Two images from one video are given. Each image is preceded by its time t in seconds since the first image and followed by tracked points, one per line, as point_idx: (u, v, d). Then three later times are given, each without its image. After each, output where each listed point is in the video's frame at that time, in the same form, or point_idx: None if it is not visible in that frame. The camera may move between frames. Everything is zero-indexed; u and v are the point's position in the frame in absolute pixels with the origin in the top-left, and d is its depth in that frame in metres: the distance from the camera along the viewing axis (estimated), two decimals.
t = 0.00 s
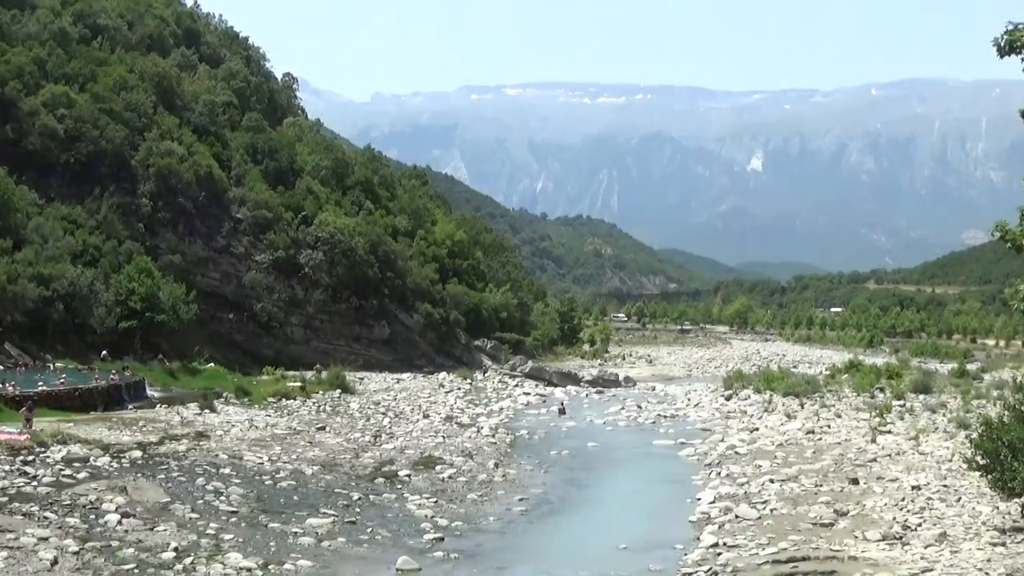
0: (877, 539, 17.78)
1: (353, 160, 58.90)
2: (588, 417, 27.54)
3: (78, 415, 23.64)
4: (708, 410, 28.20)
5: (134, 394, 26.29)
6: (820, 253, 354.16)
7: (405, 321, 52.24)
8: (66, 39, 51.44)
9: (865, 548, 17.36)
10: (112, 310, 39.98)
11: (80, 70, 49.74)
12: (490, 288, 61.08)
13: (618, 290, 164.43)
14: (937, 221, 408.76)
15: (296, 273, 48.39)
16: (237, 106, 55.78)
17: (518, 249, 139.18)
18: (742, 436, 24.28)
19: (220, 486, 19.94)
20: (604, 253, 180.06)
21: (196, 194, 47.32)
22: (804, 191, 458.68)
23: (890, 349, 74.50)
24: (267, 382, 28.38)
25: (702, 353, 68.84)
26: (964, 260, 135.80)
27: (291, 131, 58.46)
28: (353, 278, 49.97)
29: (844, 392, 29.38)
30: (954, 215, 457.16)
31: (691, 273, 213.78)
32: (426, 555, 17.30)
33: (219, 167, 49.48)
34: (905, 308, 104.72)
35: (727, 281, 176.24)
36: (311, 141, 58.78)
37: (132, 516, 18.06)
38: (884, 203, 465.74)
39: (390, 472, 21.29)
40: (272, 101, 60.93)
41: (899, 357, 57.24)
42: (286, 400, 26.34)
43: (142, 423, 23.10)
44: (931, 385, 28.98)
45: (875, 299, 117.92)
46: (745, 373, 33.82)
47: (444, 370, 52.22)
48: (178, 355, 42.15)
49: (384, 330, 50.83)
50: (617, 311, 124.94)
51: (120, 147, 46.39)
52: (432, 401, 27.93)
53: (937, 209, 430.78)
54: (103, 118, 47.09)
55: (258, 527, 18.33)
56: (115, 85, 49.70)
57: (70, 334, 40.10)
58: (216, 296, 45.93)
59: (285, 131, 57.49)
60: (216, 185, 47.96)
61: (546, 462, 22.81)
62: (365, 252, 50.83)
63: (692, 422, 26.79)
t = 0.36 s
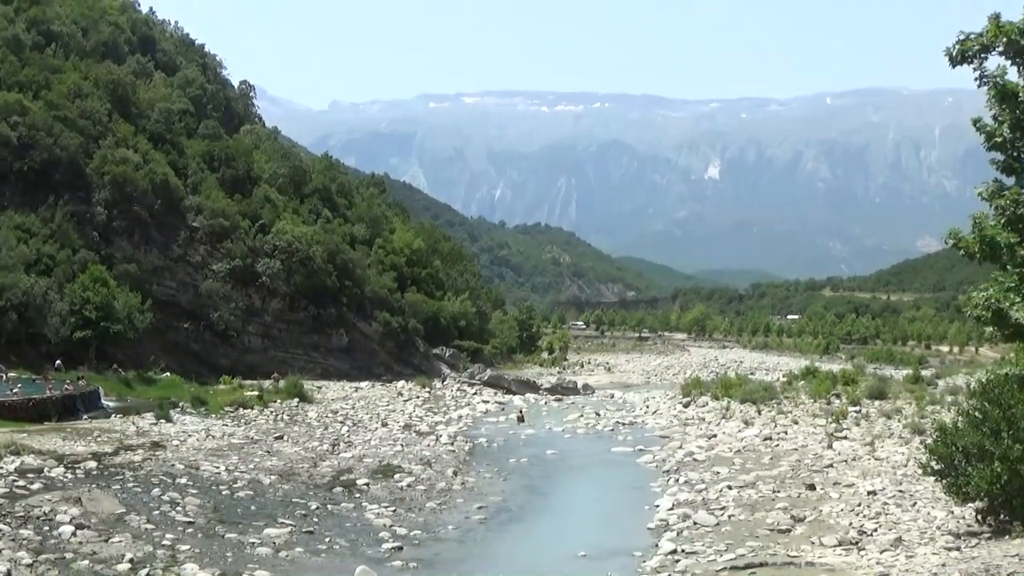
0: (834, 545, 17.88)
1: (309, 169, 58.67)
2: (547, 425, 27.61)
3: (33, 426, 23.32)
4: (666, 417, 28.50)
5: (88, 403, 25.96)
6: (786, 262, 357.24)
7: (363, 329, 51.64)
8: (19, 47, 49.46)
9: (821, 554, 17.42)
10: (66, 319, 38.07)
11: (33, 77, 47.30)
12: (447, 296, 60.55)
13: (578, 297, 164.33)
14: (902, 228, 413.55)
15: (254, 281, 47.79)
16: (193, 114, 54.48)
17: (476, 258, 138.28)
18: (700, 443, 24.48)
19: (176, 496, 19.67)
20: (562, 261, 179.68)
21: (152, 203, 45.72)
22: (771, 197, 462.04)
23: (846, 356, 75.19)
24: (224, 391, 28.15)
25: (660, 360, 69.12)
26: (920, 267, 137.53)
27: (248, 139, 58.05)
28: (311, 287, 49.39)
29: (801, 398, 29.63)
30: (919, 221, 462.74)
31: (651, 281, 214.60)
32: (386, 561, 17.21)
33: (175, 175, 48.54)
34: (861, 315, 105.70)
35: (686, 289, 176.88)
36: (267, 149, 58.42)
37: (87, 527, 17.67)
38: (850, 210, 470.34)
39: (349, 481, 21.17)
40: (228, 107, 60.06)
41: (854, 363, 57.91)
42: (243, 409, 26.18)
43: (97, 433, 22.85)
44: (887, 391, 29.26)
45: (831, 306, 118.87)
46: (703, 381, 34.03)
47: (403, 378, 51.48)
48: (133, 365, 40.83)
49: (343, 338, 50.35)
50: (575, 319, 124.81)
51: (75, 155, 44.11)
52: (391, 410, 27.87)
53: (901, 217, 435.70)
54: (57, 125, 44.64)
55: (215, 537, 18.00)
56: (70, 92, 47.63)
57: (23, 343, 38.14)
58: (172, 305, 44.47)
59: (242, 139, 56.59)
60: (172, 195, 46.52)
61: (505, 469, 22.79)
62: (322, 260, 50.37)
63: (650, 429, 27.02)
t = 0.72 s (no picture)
0: (796, 550, 17.87)
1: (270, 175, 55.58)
2: (509, 432, 27.67)
3: None
4: (628, 424, 28.72)
5: (46, 414, 25.52)
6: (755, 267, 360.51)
7: (325, 338, 48.72)
8: None
9: (783, 559, 17.42)
10: (24, 329, 35.58)
11: None
12: (410, 304, 58.00)
13: (540, 305, 163.59)
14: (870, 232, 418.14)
15: (215, 289, 44.76)
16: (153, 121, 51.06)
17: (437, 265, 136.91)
18: (662, 450, 24.71)
19: (136, 507, 19.31)
20: (524, 269, 178.86)
21: (111, 210, 42.68)
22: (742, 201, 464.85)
23: (806, 363, 75.65)
24: (185, 401, 27.83)
25: (622, 367, 69.04)
26: (881, 273, 138.81)
27: (208, 147, 55.16)
28: (272, 296, 46.45)
29: (762, 405, 29.82)
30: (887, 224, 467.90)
31: (613, 289, 214.70)
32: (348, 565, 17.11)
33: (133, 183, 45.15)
34: (820, 322, 106.27)
35: (648, 296, 177.08)
36: (227, 156, 55.52)
37: (45, 538, 17.18)
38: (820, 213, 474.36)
39: (311, 490, 20.98)
40: (188, 115, 57.33)
41: (814, 369, 58.37)
42: (204, 419, 25.94)
43: (56, 444, 22.50)
44: (847, 397, 29.49)
45: (792, 313, 119.39)
46: (664, 389, 34.16)
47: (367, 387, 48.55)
48: (93, 375, 38.24)
49: (304, 346, 47.26)
50: (538, 327, 124.03)
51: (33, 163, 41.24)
52: (353, 418, 27.80)
53: (869, 221, 440.59)
54: (15, 132, 41.86)
55: (175, 547, 17.56)
56: (26, 99, 44.35)
57: None
58: (132, 314, 41.50)
59: (202, 146, 53.50)
60: (131, 203, 43.43)
61: (468, 477, 22.77)
62: (285, 268, 47.56)
63: (613, 436, 27.22)
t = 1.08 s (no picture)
0: (762, 555, 17.89)
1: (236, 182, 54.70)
2: (477, 439, 27.65)
3: None
4: (596, 430, 28.85)
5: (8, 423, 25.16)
6: (727, 273, 363.11)
7: (292, 343, 47.55)
8: None
9: (750, 564, 17.41)
10: None
11: None
12: (377, 312, 57.50)
13: (508, 311, 163.34)
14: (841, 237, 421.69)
15: (180, 296, 43.29)
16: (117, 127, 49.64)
17: (404, 271, 136.33)
18: (630, 455, 24.80)
19: (100, 515, 18.97)
20: (492, 275, 178.72)
21: (76, 216, 40.66)
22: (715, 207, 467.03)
23: (772, 368, 76.00)
24: (150, 409, 27.61)
25: (590, 373, 69.17)
26: (847, 278, 139.81)
27: (173, 152, 53.85)
28: (238, 302, 45.08)
29: (729, 410, 29.96)
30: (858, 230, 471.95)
31: (580, 295, 215.22)
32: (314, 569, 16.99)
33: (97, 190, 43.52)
34: (786, 328, 106.80)
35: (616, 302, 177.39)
36: (193, 162, 54.22)
37: (8, 548, 16.75)
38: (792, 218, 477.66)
39: (277, 498, 20.83)
40: (153, 121, 56.14)
41: (780, 375, 58.54)
42: (170, 426, 25.78)
43: (19, 453, 22.19)
44: (813, 402, 29.66)
45: (758, 319, 119.91)
46: (631, 394, 34.29)
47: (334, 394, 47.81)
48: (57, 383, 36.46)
49: (271, 353, 46.19)
50: (506, 332, 123.69)
51: None
52: (320, 425, 27.72)
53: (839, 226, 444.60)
54: None
55: (140, 556, 17.19)
56: None
57: None
58: (97, 321, 39.80)
59: (167, 153, 52.40)
60: (95, 208, 41.43)
61: (436, 485, 22.69)
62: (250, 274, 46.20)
63: (580, 442, 27.30)
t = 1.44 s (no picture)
0: (741, 560, 17.84)
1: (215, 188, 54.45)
2: (456, 445, 27.63)
3: None
4: (575, 436, 28.88)
5: None
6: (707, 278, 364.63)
7: (270, 349, 47.12)
8: None
9: (730, 569, 17.34)
10: None
11: None
12: (357, 317, 57.26)
13: (488, 317, 163.18)
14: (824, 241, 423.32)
15: (158, 302, 42.87)
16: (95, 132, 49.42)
17: (383, 278, 136.01)
18: (609, 461, 24.86)
19: (77, 523, 18.66)
20: (471, 281, 178.47)
21: (53, 223, 40.42)
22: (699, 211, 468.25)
23: (751, 373, 76.14)
24: (128, 416, 27.48)
25: (570, 378, 69.12)
26: (826, 284, 140.33)
27: (151, 158, 53.66)
28: (218, 308, 44.66)
29: (708, 416, 30.04)
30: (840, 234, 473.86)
31: (560, 300, 215.43)
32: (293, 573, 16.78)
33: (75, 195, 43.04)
34: (765, 334, 107.05)
35: (596, 308, 177.46)
36: (171, 167, 54.04)
37: None
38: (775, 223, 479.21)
39: (256, 504, 20.69)
40: (130, 126, 55.95)
41: (760, 380, 58.59)
42: (147, 433, 25.66)
43: None
44: (792, 408, 29.75)
45: (737, 325, 120.15)
46: (610, 399, 34.35)
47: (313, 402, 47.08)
48: (34, 389, 36.03)
49: (249, 359, 45.69)
50: (485, 339, 123.41)
51: None
52: (300, 431, 27.65)
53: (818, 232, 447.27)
54: None
55: (117, 564, 16.83)
56: None
57: None
58: (74, 327, 39.66)
59: (145, 158, 52.12)
60: (73, 214, 41.09)
61: (415, 491, 22.62)
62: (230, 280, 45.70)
63: (559, 448, 27.33)
